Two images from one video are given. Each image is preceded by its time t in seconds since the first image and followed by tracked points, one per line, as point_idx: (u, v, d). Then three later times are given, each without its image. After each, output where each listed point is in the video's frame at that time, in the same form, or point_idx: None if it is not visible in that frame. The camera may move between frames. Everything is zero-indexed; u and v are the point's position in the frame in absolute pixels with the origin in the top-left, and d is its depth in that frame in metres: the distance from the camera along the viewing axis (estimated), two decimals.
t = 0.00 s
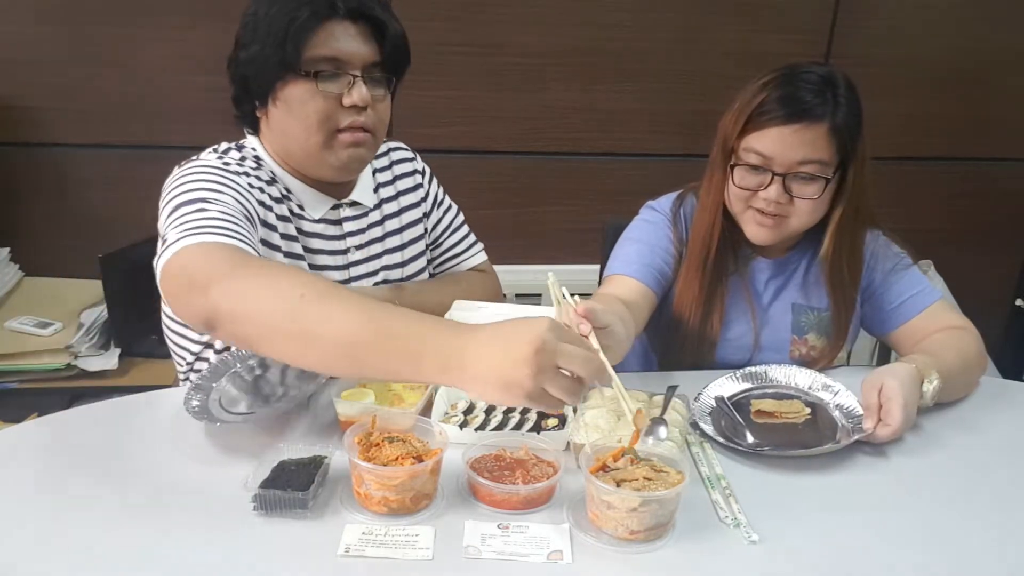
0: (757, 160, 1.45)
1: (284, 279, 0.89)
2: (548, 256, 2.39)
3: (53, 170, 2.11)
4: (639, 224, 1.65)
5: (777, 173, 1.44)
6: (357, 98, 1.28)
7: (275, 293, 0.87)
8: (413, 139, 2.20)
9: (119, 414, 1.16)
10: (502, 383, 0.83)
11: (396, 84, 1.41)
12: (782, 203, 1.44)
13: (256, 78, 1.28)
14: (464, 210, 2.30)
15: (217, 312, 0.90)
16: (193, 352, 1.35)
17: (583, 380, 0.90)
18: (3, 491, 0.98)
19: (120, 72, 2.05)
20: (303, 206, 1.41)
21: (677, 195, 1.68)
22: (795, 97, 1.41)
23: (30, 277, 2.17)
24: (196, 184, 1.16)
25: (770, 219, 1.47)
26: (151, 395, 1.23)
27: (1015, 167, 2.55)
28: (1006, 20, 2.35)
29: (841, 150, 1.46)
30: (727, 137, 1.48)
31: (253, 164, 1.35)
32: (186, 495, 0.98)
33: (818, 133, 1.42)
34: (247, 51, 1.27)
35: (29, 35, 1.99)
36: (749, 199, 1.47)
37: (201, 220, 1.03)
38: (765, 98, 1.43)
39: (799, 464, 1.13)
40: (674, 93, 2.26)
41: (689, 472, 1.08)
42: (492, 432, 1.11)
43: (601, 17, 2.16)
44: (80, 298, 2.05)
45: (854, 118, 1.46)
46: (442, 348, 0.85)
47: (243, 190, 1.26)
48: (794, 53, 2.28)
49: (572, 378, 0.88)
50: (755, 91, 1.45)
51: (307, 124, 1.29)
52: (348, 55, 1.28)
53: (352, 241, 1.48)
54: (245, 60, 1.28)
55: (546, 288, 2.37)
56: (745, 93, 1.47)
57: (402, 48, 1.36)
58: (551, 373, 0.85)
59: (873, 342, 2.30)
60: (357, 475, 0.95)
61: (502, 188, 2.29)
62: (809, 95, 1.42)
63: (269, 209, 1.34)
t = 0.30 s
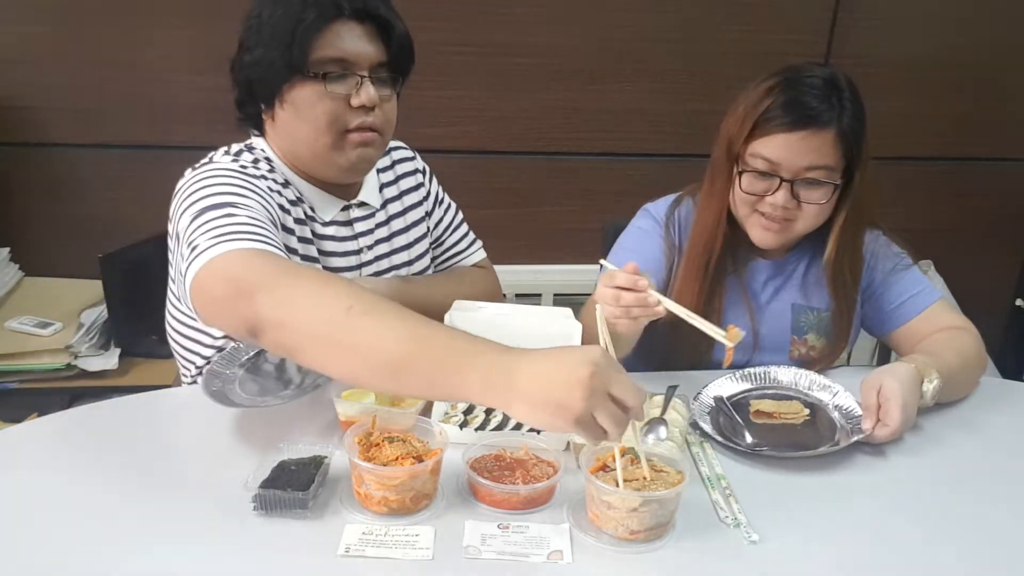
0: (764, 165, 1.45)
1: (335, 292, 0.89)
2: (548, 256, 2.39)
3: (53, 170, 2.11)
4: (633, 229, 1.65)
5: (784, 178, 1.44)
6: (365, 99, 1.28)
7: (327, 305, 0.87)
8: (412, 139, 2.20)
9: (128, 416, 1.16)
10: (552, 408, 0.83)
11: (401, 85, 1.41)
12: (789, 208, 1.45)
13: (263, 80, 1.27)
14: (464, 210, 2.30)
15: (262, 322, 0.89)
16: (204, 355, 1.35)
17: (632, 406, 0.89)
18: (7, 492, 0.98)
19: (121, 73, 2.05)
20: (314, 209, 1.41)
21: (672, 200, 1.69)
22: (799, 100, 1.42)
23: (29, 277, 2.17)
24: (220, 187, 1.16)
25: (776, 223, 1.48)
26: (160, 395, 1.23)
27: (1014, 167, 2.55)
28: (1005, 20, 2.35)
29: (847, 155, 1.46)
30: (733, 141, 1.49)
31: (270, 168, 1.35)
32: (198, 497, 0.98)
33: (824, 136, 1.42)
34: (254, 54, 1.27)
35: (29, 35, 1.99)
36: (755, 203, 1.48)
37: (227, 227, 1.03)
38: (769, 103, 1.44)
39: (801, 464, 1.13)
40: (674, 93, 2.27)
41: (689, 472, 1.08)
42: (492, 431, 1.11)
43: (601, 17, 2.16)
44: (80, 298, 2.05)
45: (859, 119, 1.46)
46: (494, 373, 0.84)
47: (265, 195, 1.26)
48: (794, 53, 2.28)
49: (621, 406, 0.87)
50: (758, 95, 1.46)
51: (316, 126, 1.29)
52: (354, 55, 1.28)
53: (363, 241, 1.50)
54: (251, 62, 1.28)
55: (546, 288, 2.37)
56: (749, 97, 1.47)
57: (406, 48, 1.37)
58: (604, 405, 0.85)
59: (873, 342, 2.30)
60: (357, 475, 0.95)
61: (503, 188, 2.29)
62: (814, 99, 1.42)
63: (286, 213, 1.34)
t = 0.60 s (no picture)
0: (773, 180, 1.45)
1: (349, 299, 0.90)
2: (548, 256, 2.39)
3: (53, 169, 2.11)
4: (631, 229, 1.68)
5: (794, 193, 1.44)
6: (370, 101, 1.28)
7: (340, 310, 0.88)
8: (413, 139, 2.20)
9: (130, 416, 1.16)
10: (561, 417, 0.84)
11: (407, 87, 1.41)
12: (797, 219, 1.46)
13: (269, 80, 1.27)
14: (465, 210, 2.30)
15: (273, 326, 0.90)
16: (206, 356, 1.35)
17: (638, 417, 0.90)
18: (9, 492, 0.98)
19: (121, 72, 2.05)
20: (318, 210, 1.41)
21: (671, 197, 1.70)
22: (810, 117, 1.41)
23: (30, 277, 2.17)
24: (227, 190, 1.16)
25: (783, 231, 1.49)
26: (162, 395, 1.23)
27: (1015, 167, 2.55)
28: (1006, 20, 2.35)
29: (854, 167, 1.46)
30: (742, 149, 1.48)
31: (276, 169, 1.35)
32: (201, 497, 0.98)
33: (834, 153, 1.42)
34: (261, 54, 1.26)
35: (30, 35, 1.99)
36: (763, 214, 1.49)
37: (235, 228, 1.02)
38: (778, 119, 1.43)
39: (802, 464, 1.13)
40: (675, 93, 2.27)
41: (689, 472, 1.08)
42: (492, 431, 1.11)
43: (602, 17, 2.16)
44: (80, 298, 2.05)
45: (867, 129, 1.46)
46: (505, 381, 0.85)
47: (272, 198, 1.26)
48: (795, 54, 2.28)
49: (629, 414, 0.89)
50: (770, 107, 1.45)
51: (322, 129, 1.29)
52: (361, 57, 1.28)
53: (367, 243, 1.49)
54: (257, 62, 1.27)
55: (546, 288, 2.37)
56: (761, 105, 1.46)
57: (413, 49, 1.37)
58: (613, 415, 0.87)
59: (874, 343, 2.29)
60: (357, 475, 0.95)
61: (503, 188, 2.29)
62: (824, 115, 1.41)
63: (292, 215, 1.34)
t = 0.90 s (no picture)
0: (778, 181, 1.45)
1: (340, 308, 0.88)
2: (548, 256, 2.39)
3: (53, 170, 2.11)
4: (633, 225, 1.69)
5: (798, 195, 1.44)
6: (371, 100, 1.28)
7: (331, 319, 0.87)
8: (413, 139, 2.20)
9: (130, 417, 1.16)
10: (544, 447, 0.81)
11: (407, 86, 1.41)
12: (800, 220, 1.46)
13: (270, 80, 1.27)
14: (465, 210, 2.30)
15: (268, 333, 0.90)
16: (206, 356, 1.35)
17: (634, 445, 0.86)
18: (9, 492, 0.98)
19: (122, 72, 2.05)
20: (319, 210, 1.41)
21: (675, 193, 1.71)
22: (817, 119, 1.41)
23: (30, 276, 2.17)
24: (229, 191, 1.16)
25: (786, 231, 1.49)
26: (162, 395, 1.23)
27: (1015, 167, 2.55)
28: (1006, 20, 2.36)
29: (858, 168, 1.46)
30: (747, 150, 1.48)
31: (277, 169, 1.35)
32: (201, 497, 0.98)
33: (838, 156, 1.41)
34: (261, 54, 1.26)
35: (31, 35, 1.99)
36: (766, 213, 1.49)
37: (235, 230, 1.03)
38: (784, 120, 1.42)
39: (802, 464, 1.13)
40: (676, 93, 2.27)
41: (689, 472, 1.08)
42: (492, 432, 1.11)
43: (602, 17, 2.16)
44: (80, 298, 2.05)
45: (872, 131, 1.46)
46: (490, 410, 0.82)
47: (273, 199, 1.26)
48: (795, 54, 2.28)
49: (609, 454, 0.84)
50: (775, 108, 1.45)
51: (323, 128, 1.29)
52: (361, 57, 1.28)
53: (369, 243, 1.50)
54: (257, 62, 1.27)
55: (546, 288, 2.37)
56: (768, 106, 1.46)
57: (413, 49, 1.37)
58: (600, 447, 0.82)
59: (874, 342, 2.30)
60: (357, 475, 0.95)
61: (503, 188, 2.29)
62: (830, 116, 1.41)
63: (293, 217, 1.34)
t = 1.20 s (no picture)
0: (777, 174, 1.45)
1: (316, 325, 0.89)
2: (548, 255, 2.39)
3: (53, 170, 2.11)
4: (636, 221, 1.68)
5: (797, 187, 1.43)
6: (369, 98, 1.28)
7: (310, 334, 0.88)
8: (412, 139, 2.20)
9: (130, 417, 1.16)
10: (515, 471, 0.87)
11: (405, 85, 1.41)
12: (799, 214, 1.46)
13: (268, 79, 1.27)
14: (465, 210, 2.30)
15: (253, 346, 0.92)
16: (206, 357, 1.35)
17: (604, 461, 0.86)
18: (10, 493, 0.98)
19: (122, 72, 2.05)
20: (318, 209, 1.41)
21: (681, 189, 1.71)
22: (816, 114, 1.41)
23: (30, 276, 2.16)
24: (227, 194, 1.16)
25: (786, 226, 1.49)
26: (161, 395, 1.23)
27: (1016, 167, 2.55)
28: (1007, 20, 2.35)
29: (857, 165, 1.46)
30: (747, 148, 1.48)
31: (276, 168, 1.34)
32: (200, 497, 0.98)
33: (837, 151, 1.42)
34: (259, 53, 1.26)
35: (31, 35, 1.99)
36: (766, 207, 1.49)
37: (226, 236, 1.04)
38: (783, 115, 1.43)
39: (802, 464, 1.13)
40: (676, 93, 2.27)
41: (689, 472, 1.08)
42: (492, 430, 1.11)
43: (603, 17, 2.16)
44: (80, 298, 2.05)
45: (870, 129, 1.46)
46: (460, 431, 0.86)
47: (272, 201, 1.25)
48: (795, 54, 2.28)
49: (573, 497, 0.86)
50: (776, 103, 1.45)
51: (321, 126, 1.29)
52: (360, 55, 1.28)
53: (369, 240, 1.50)
54: (256, 62, 1.27)
55: (546, 288, 2.37)
56: (767, 102, 1.46)
57: (410, 48, 1.37)
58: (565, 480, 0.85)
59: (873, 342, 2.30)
60: (357, 475, 0.96)
61: (503, 188, 2.29)
62: (828, 112, 1.41)
63: (292, 217, 1.34)
